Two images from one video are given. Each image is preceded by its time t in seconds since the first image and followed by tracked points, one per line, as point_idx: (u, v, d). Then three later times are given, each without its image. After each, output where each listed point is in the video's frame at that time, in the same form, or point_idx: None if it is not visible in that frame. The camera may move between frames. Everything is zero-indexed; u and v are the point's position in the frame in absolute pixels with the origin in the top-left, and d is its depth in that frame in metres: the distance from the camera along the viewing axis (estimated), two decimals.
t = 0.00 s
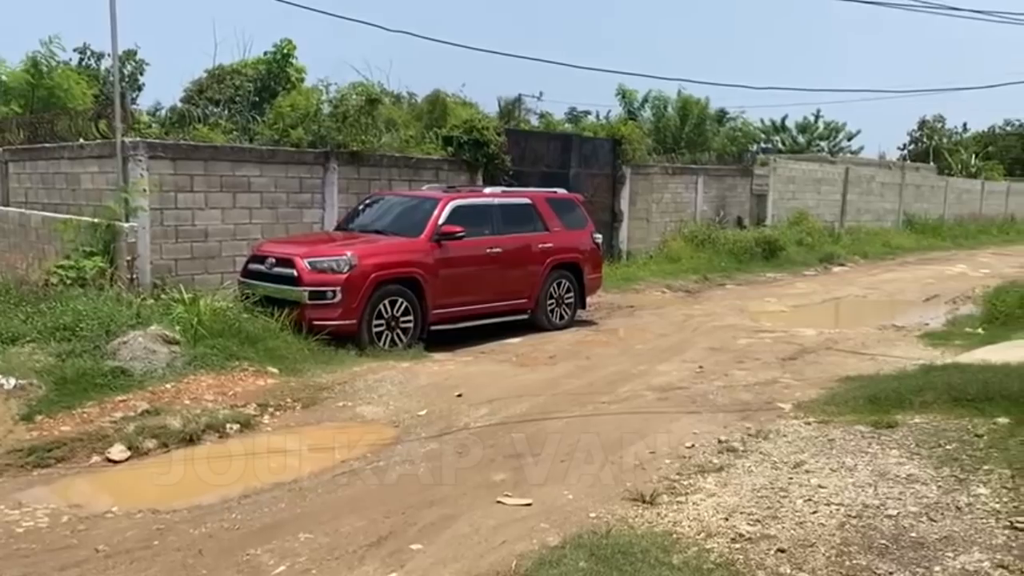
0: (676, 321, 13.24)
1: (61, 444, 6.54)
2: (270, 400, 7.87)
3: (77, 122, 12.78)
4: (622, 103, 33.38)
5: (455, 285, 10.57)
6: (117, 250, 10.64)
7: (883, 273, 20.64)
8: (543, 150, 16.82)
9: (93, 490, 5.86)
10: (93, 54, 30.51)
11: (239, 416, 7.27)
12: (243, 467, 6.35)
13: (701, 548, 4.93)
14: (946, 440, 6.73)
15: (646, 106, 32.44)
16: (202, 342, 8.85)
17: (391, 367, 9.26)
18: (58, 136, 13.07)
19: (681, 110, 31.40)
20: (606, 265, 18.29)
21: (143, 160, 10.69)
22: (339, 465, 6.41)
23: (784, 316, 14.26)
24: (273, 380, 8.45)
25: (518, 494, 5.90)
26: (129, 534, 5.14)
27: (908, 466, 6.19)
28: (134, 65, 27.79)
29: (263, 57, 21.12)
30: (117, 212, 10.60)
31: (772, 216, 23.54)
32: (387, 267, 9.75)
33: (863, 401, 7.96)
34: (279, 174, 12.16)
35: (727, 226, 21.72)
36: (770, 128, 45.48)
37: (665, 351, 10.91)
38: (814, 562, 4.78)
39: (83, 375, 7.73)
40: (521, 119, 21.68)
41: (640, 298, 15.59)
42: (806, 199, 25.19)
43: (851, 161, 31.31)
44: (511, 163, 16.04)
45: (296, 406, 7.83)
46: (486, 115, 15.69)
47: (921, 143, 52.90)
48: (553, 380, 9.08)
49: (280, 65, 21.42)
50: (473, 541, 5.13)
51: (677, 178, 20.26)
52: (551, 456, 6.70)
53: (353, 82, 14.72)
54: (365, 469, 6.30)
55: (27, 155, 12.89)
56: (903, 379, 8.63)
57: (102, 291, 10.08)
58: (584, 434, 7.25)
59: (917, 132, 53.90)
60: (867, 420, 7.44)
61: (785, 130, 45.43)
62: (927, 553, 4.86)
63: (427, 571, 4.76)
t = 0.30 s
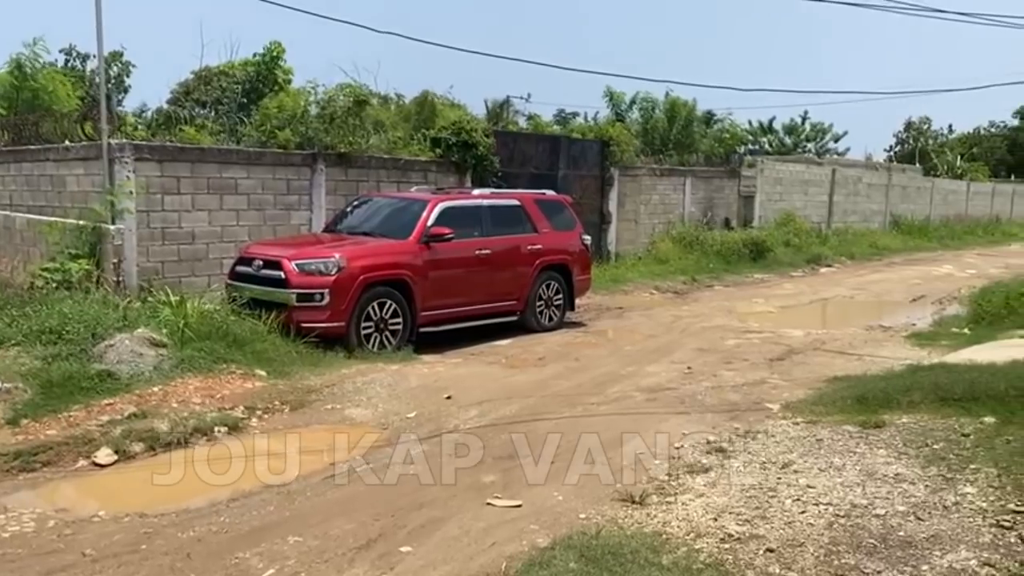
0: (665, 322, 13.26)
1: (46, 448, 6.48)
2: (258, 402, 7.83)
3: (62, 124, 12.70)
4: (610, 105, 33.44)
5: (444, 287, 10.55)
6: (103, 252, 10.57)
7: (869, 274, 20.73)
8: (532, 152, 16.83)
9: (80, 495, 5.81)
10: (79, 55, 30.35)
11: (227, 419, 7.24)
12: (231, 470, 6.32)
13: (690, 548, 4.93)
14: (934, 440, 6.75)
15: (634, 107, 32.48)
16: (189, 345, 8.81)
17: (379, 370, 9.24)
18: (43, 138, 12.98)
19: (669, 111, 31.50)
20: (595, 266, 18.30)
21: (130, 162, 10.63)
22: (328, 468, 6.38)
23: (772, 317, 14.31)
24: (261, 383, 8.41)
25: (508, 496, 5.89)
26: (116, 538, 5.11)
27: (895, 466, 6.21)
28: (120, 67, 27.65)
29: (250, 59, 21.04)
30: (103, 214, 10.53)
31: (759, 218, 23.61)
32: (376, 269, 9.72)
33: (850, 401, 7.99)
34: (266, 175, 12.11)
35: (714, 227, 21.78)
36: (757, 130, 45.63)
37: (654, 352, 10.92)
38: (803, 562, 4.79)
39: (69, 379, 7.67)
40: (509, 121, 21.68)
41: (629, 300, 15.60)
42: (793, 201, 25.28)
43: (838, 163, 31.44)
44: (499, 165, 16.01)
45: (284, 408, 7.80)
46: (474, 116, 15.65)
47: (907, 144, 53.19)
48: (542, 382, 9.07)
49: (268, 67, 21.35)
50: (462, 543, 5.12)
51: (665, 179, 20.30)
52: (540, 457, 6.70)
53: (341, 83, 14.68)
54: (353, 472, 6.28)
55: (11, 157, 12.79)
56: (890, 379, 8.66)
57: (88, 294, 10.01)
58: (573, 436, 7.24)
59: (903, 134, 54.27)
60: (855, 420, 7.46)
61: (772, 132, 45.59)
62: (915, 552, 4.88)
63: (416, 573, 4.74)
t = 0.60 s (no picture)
0: (654, 324, 13.30)
1: (36, 452, 6.47)
2: (248, 406, 7.82)
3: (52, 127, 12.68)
4: (599, 108, 33.53)
5: (435, 289, 10.56)
6: (92, 256, 10.55)
7: (857, 275, 20.84)
8: (522, 155, 16.86)
9: (70, 500, 5.81)
10: (67, 58, 30.25)
11: (217, 424, 7.23)
12: (221, 474, 6.32)
13: (680, 549, 4.96)
14: (920, 440, 6.81)
15: (622, 111, 32.61)
16: (179, 349, 8.80)
17: (370, 373, 9.24)
18: (31, 142, 12.94)
19: (658, 115, 31.62)
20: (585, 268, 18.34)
21: (119, 166, 10.61)
22: (318, 472, 6.39)
23: (761, 318, 14.37)
24: (251, 387, 8.41)
25: (499, 498, 5.91)
26: (106, 543, 5.11)
27: (882, 466, 6.26)
28: (108, 71, 27.54)
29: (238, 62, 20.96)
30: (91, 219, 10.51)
31: (747, 220, 23.71)
32: (366, 272, 9.73)
33: (838, 402, 8.04)
34: (256, 179, 12.09)
35: (703, 230, 21.86)
36: (745, 132, 45.79)
37: (643, 354, 10.96)
38: (792, 562, 4.82)
39: (59, 384, 7.67)
40: (498, 124, 21.71)
41: (618, 302, 15.64)
42: (781, 203, 25.39)
43: (826, 165, 31.60)
44: (489, 168, 16.03)
45: (275, 412, 7.80)
46: (464, 119, 15.68)
47: (893, 147, 53.50)
48: (532, 384, 9.09)
49: (257, 69, 21.30)
50: (453, 546, 5.13)
51: (654, 182, 20.37)
52: (530, 460, 6.72)
53: (331, 87, 14.67)
54: (344, 475, 6.29)
55: None
56: (877, 380, 8.72)
57: (77, 298, 9.98)
58: (563, 438, 7.27)
59: (890, 136, 54.63)
60: (843, 421, 7.51)
61: (760, 134, 45.77)
62: (902, 551, 4.92)
63: None
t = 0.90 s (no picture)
0: (645, 325, 13.30)
1: (23, 457, 6.43)
2: (237, 409, 7.79)
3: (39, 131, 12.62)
4: (590, 110, 33.55)
5: (425, 291, 10.54)
6: (80, 259, 10.51)
7: (848, 276, 20.89)
8: (512, 157, 16.85)
9: (57, 504, 5.77)
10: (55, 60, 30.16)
11: (206, 428, 7.20)
12: (210, 478, 6.28)
13: (670, 550, 4.95)
14: (910, 440, 6.81)
15: (613, 113, 32.64)
16: (167, 352, 8.77)
17: (360, 376, 9.22)
18: (19, 145, 12.87)
19: (649, 116, 31.65)
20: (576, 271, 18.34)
21: (107, 168, 10.55)
22: (308, 475, 6.36)
23: (752, 319, 14.38)
24: (240, 390, 8.37)
25: (489, 501, 5.89)
26: (94, 548, 5.07)
27: (872, 466, 6.26)
28: (97, 73, 27.45)
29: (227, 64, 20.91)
30: (79, 222, 10.47)
31: (738, 221, 23.74)
32: (356, 274, 9.71)
33: (828, 402, 8.04)
34: (245, 181, 12.05)
35: (694, 231, 21.88)
36: (736, 134, 45.84)
37: (634, 356, 10.95)
38: (782, 563, 4.82)
39: (46, 388, 7.62)
40: (489, 126, 21.69)
41: (609, 304, 15.63)
42: (772, 204, 25.43)
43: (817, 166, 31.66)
44: (480, 170, 16.01)
45: (264, 415, 7.77)
46: (453, 121, 15.66)
47: (884, 148, 53.66)
48: (523, 386, 9.08)
49: (246, 71, 21.25)
50: (443, 548, 5.11)
51: (644, 183, 20.38)
52: (520, 462, 6.70)
53: (320, 89, 14.60)
54: (334, 479, 6.27)
55: None
56: (867, 381, 8.72)
57: (65, 301, 9.93)
58: (554, 440, 7.25)
59: (880, 137, 54.86)
60: (833, 421, 7.52)
61: (751, 135, 45.86)
62: (892, 552, 4.92)
63: None
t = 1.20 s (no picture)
0: (637, 326, 13.32)
1: (12, 460, 6.41)
2: (228, 411, 7.78)
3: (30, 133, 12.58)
4: (581, 111, 33.61)
5: (416, 293, 10.54)
6: (70, 262, 10.48)
7: (838, 277, 20.96)
8: (504, 159, 16.87)
9: (47, 507, 5.75)
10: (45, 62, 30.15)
11: (197, 430, 7.18)
12: (200, 480, 6.27)
13: (660, 550, 4.96)
14: (899, 439, 6.84)
15: (604, 114, 32.72)
16: (157, 354, 8.76)
17: (351, 377, 9.21)
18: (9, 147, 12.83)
19: (640, 118, 31.75)
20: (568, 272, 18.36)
21: (97, 170, 10.52)
22: (298, 477, 6.35)
23: (743, 320, 14.42)
24: (231, 392, 8.35)
25: (480, 501, 5.90)
26: (83, 551, 5.06)
27: (861, 465, 6.29)
28: (87, 74, 27.40)
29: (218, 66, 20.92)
30: (69, 224, 10.45)
31: (729, 222, 23.81)
32: (347, 276, 9.70)
33: (818, 402, 8.07)
34: (236, 183, 12.04)
35: (685, 232, 21.94)
36: (727, 135, 45.94)
37: (625, 356, 10.97)
38: (772, 562, 4.83)
39: (36, 391, 7.60)
40: (480, 127, 21.71)
41: (600, 305, 15.65)
42: (763, 205, 25.50)
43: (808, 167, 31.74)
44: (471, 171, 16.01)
45: (255, 417, 7.76)
46: (444, 123, 15.67)
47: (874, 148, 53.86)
48: (514, 387, 9.08)
49: (237, 73, 21.25)
50: (434, 549, 5.12)
51: (636, 184, 20.41)
52: (511, 463, 6.70)
53: (311, 91, 14.59)
54: (325, 480, 6.26)
55: None
56: (857, 380, 8.75)
57: (54, 304, 9.90)
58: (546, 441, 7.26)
59: (870, 138, 55.13)
60: (823, 421, 7.55)
61: (741, 136, 46.01)
62: (881, 550, 4.95)
63: None
